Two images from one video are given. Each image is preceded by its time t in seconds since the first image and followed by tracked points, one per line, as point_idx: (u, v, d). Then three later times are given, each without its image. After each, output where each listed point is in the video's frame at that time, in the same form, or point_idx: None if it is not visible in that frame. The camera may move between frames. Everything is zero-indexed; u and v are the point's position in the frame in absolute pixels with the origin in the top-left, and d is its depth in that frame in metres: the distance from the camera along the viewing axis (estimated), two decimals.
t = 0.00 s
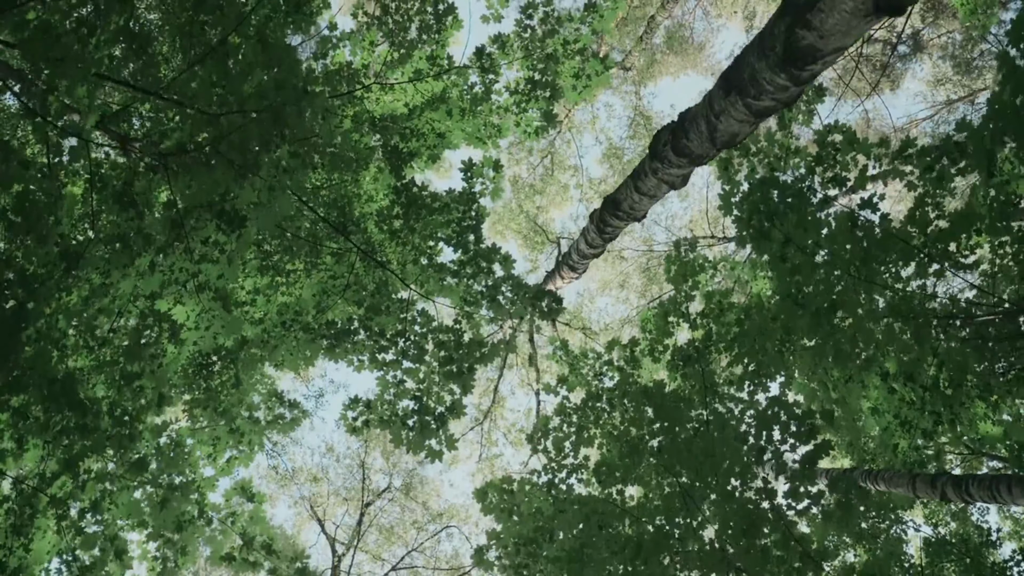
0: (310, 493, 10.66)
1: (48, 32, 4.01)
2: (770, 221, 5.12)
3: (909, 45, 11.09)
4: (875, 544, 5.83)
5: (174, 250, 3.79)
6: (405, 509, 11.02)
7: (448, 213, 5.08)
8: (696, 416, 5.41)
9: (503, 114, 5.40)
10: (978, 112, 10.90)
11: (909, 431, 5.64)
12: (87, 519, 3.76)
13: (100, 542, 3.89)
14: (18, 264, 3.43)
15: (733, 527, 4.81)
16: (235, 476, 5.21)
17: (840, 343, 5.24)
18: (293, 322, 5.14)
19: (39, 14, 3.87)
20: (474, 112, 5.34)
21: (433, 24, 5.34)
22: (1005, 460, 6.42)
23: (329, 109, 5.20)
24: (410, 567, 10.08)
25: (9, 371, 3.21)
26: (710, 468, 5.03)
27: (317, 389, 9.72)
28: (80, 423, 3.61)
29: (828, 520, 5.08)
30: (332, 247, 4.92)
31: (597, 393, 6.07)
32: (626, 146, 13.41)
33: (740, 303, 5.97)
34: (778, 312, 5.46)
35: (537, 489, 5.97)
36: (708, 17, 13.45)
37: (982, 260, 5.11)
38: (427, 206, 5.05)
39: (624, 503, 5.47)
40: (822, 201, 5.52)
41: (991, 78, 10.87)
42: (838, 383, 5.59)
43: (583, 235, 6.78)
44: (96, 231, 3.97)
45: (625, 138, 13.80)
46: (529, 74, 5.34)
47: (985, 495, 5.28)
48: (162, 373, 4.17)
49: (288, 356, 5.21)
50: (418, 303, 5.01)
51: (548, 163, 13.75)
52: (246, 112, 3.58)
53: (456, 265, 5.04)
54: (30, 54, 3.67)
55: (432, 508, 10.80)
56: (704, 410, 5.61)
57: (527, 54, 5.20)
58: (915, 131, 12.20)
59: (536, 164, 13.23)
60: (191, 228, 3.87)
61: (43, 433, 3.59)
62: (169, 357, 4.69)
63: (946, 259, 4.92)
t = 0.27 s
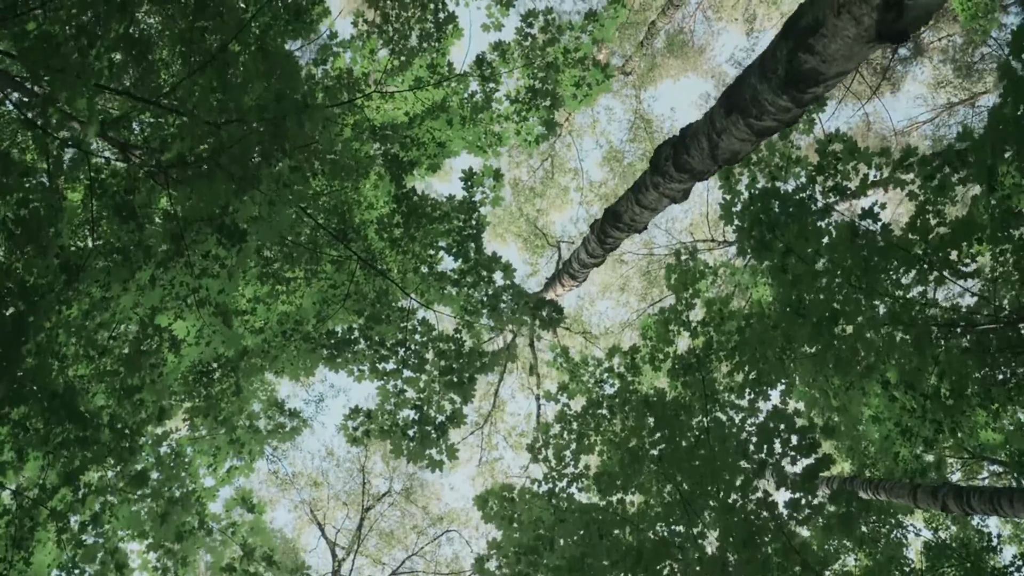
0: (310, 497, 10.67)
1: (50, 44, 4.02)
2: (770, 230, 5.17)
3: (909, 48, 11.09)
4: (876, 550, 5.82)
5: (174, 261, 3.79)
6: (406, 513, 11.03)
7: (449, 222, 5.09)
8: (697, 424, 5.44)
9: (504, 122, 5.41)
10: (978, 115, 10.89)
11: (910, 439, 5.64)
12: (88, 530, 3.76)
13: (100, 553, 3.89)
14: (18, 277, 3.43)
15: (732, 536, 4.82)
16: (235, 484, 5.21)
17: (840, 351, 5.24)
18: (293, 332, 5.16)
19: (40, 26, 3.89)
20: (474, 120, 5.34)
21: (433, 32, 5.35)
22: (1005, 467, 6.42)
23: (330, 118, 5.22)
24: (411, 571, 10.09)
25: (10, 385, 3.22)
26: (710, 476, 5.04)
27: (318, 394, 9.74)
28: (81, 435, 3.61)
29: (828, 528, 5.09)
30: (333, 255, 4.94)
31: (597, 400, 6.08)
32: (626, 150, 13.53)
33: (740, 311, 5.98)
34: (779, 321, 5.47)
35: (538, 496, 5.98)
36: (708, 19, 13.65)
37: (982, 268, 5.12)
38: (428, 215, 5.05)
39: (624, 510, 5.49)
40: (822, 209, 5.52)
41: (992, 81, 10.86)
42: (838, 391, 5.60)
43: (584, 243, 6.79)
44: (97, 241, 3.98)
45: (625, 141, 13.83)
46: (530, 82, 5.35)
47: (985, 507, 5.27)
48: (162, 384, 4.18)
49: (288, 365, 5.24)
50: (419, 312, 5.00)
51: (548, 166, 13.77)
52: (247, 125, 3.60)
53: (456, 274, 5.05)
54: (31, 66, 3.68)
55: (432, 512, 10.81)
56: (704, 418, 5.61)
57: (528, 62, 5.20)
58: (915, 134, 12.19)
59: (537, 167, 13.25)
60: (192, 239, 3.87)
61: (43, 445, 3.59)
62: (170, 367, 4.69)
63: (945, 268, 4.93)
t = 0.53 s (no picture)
0: (310, 500, 10.68)
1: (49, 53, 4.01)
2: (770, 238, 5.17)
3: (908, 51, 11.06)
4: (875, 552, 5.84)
5: (174, 271, 3.79)
6: (406, 515, 11.05)
7: (449, 230, 5.09)
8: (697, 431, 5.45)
9: (504, 129, 5.41)
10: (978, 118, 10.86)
11: (910, 446, 5.65)
12: (88, 541, 3.76)
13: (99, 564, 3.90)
14: (18, 289, 3.43)
15: (732, 544, 4.82)
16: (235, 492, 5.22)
17: (840, 359, 5.24)
18: (293, 340, 5.16)
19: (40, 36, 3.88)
20: (474, 127, 5.34)
21: (433, 39, 5.35)
22: (1005, 473, 6.41)
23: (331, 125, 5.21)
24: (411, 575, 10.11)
25: (9, 399, 3.22)
26: (710, 484, 5.04)
27: (318, 398, 9.74)
28: (81, 446, 3.61)
29: (827, 536, 5.09)
30: (333, 263, 4.94)
31: (597, 406, 6.08)
32: (626, 152, 13.59)
33: (740, 317, 5.97)
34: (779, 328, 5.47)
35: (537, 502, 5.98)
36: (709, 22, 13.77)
37: (983, 276, 5.11)
38: (428, 223, 5.05)
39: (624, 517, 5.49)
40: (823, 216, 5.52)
41: (992, 84, 10.83)
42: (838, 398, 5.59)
43: (584, 250, 6.79)
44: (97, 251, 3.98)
45: (626, 144, 13.85)
46: (530, 90, 5.35)
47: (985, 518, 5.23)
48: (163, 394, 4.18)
49: (288, 373, 5.23)
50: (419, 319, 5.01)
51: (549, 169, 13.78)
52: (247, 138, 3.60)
53: (456, 282, 5.06)
54: (31, 77, 3.67)
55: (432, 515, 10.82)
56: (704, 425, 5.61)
57: (528, 70, 5.20)
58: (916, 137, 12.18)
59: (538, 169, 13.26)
60: (192, 249, 3.87)
61: (43, 456, 3.60)
62: (170, 375, 4.69)
63: (946, 276, 4.93)
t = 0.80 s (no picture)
0: (310, 504, 10.70)
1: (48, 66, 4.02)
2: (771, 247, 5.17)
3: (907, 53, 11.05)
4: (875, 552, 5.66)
5: (175, 284, 3.80)
6: (406, 519, 11.05)
7: (450, 239, 5.09)
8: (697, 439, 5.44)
9: (504, 137, 5.41)
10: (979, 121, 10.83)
11: (910, 454, 5.65)
12: (88, 553, 3.76)
13: None
14: (17, 303, 3.44)
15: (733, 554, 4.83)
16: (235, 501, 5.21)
17: (841, 368, 5.23)
18: (294, 349, 5.14)
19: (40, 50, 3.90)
20: (475, 136, 5.34)
21: (433, 48, 5.36)
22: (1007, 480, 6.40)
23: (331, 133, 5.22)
24: None
25: (9, 413, 3.22)
26: (709, 493, 5.05)
27: (318, 402, 9.75)
28: (81, 459, 3.61)
29: (828, 545, 5.10)
30: (334, 272, 4.93)
31: (598, 414, 6.08)
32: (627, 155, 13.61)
33: (741, 325, 5.98)
34: (780, 336, 5.47)
35: (538, 511, 5.97)
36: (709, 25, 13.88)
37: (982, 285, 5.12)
38: (429, 231, 5.05)
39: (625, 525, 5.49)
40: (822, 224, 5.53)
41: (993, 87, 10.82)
42: (839, 407, 5.58)
43: (584, 259, 6.78)
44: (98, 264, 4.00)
45: (626, 147, 13.87)
46: (531, 98, 5.35)
47: (987, 529, 5.19)
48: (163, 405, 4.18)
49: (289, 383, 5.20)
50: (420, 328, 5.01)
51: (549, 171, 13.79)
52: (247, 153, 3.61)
53: (457, 291, 5.06)
54: (32, 88, 3.67)
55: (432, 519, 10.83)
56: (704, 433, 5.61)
57: (529, 78, 5.21)
58: (916, 140, 12.19)
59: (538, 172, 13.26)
60: (192, 262, 3.87)
61: (43, 469, 3.59)
62: (170, 385, 4.69)
63: (946, 285, 4.93)
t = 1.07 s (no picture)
0: (310, 508, 10.72)
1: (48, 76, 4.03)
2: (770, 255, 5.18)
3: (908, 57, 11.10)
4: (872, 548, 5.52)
5: (176, 295, 3.80)
6: (406, 522, 11.07)
7: (451, 248, 5.09)
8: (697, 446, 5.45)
9: (505, 145, 5.42)
10: (980, 124, 10.83)
11: (911, 462, 5.65)
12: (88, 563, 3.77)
13: None
14: (18, 314, 3.44)
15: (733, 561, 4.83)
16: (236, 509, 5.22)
17: (841, 376, 5.24)
18: (294, 358, 5.15)
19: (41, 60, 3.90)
20: (475, 144, 5.34)
21: (433, 56, 5.36)
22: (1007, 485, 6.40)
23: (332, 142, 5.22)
24: None
25: (9, 425, 3.23)
26: (709, 500, 5.05)
27: (319, 406, 9.77)
28: (82, 470, 3.62)
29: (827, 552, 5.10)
30: (335, 281, 4.94)
31: (598, 421, 6.09)
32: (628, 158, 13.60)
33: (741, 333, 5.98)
34: (779, 344, 5.48)
35: (538, 518, 5.98)
36: (709, 27, 13.92)
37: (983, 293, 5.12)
38: (430, 240, 5.05)
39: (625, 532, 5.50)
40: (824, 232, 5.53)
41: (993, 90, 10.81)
42: (840, 414, 5.59)
43: (585, 270, 6.78)
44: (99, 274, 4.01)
45: (626, 150, 13.88)
46: (532, 107, 5.36)
47: (988, 540, 5.16)
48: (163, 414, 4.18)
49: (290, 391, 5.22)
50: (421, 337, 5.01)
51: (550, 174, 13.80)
52: (247, 166, 3.60)
53: (458, 300, 5.06)
54: (33, 99, 3.68)
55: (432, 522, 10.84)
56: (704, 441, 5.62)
57: (530, 87, 5.21)
58: (917, 143, 12.18)
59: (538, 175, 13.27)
60: (193, 273, 3.88)
61: (43, 480, 3.60)
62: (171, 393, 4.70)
63: (947, 293, 4.93)
